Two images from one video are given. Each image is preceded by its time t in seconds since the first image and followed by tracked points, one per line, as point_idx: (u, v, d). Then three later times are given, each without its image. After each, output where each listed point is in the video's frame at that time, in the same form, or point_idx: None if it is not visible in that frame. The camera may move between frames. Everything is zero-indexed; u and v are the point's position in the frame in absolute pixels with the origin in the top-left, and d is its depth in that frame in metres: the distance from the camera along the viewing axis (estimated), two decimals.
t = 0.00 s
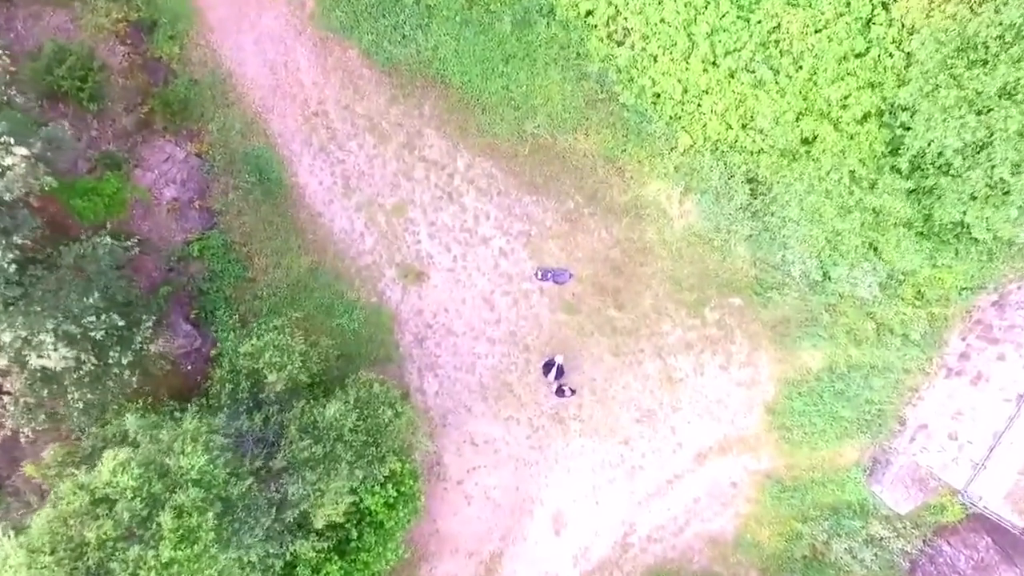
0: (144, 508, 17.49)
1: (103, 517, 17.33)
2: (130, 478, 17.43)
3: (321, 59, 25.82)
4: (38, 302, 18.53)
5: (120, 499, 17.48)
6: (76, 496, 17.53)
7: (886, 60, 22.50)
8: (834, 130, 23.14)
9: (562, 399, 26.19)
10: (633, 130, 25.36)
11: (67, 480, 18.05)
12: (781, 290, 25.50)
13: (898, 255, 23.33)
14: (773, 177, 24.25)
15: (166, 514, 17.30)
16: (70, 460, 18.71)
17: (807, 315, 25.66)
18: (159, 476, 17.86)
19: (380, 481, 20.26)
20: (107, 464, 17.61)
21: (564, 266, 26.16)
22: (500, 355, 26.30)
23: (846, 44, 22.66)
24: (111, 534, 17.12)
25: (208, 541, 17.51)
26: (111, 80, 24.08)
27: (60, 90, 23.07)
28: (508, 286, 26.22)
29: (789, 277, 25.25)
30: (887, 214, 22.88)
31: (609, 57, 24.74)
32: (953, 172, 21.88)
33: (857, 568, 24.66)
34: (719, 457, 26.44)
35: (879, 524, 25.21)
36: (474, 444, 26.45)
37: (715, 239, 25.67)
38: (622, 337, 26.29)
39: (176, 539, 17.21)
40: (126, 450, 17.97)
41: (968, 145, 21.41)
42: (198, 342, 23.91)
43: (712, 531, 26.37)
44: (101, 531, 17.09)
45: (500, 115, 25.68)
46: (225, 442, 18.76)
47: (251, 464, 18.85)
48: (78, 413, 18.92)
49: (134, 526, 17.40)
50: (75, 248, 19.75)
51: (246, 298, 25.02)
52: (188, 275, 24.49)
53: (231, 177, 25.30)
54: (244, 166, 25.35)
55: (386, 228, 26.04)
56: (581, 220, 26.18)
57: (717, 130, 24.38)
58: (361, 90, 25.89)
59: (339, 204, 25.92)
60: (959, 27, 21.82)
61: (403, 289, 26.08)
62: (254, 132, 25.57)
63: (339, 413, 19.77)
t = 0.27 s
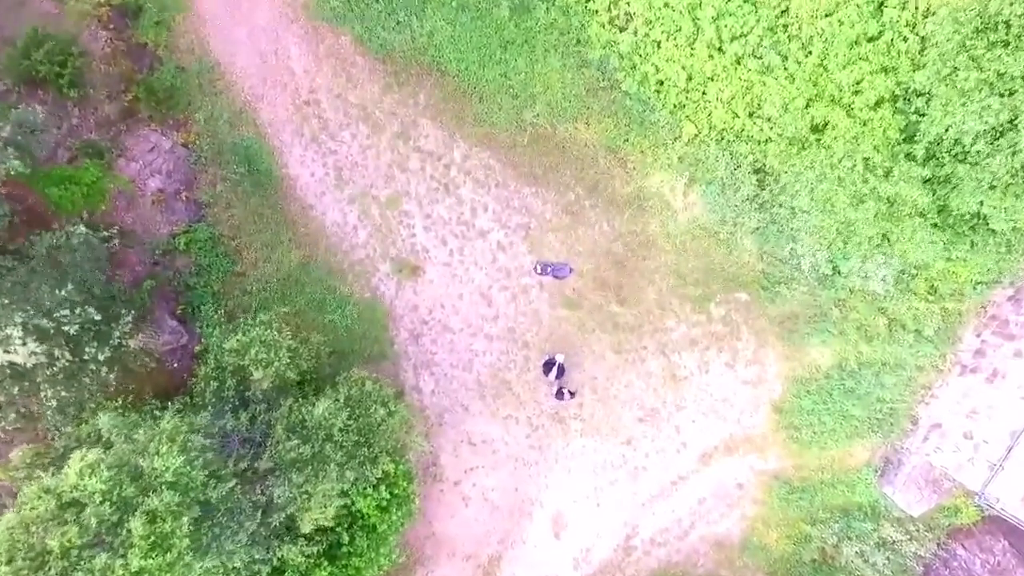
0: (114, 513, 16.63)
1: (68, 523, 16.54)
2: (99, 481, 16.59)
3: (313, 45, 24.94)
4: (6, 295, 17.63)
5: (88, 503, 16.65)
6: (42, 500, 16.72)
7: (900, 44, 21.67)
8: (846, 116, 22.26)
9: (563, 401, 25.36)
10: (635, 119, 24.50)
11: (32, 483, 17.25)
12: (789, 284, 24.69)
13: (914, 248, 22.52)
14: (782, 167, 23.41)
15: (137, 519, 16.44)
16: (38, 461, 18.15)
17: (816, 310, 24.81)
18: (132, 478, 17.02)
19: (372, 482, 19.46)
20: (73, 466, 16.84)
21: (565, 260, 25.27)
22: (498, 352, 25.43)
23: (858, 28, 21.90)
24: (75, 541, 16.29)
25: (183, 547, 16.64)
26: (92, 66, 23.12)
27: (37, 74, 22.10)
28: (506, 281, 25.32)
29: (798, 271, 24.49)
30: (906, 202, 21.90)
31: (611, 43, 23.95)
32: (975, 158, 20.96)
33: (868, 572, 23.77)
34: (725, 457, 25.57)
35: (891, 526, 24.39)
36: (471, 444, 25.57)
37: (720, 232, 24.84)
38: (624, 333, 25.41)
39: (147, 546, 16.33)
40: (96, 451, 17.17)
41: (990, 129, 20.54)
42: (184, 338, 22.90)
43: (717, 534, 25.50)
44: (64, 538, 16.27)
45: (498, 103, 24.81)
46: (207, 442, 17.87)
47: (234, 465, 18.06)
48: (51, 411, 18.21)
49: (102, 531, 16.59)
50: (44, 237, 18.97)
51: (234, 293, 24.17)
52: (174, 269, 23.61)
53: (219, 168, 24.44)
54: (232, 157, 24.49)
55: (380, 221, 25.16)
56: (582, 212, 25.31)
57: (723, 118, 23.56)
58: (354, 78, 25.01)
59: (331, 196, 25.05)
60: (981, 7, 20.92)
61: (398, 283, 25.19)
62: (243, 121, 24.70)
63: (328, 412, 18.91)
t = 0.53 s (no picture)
0: (77, 508, 15.67)
1: (27, 517, 15.63)
2: (62, 474, 15.64)
3: (304, 26, 24.09)
4: None
5: (50, 496, 15.67)
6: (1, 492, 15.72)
7: (915, 20, 20.60)
8: (860, 95, 21.32)
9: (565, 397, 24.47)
10: (638, 102, 23.64)
11: None
12: (798, 273, 23.77)
13: (930, 232, 21.72)
14: (792, 149, 22.51)
15: (102, 515, 15.54)
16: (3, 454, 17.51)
17: (825, 300, 23.89)
18: (100, 471, 16.11)
19: (365, 477, 18.62)
20: (35, 458, 15.82)
21: (565, 249, 24.38)
22: (496, 344, 24.53)
23: (872, 3, 20.75)
24: (33, 537, 15.41)
25: (154, 544, 15.85)
26: (71, 42, 22.47)
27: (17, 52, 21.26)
28: (504, 270, 24.43)
29: (808, 260, 23.56)
30: (925, 180, 21.07)
31: (612, 22, 23.02)
32: (998, 137, 20.21)
33: (881, 572, 22.95)
34: (732, 453, 24.68)
35: (904, 524, 23.50)
36: (468, 439, 24.65)
37: (727, 219, 23.93)
38: (627, 324, 24.51)
39: (113, 544, 15.53)
40: (62, 442, 16.20)
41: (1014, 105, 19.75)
42: (169, 328, 22.12)
43: (723, 532, 24.63)
44: (21, 534, 15.34)
45: (496, 86, 23.98)
46: (186, 435, 17.03)
47: (215, 460, 17.22)
48: (22, 401, 17.39)
49: (65, 529, 15.68)
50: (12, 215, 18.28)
51: (221, 282, 23.29)
52: (160, 257, 22.74)
53: (206, 152, 23.55)
54: (220, 141, 23.62)
55: (374, 208, 24.27)
56: (583, 198, 24.40)
57: (729, 101, 22.67)
58: (347, 60, 24.14)
59: (323, 182, 24.17)
60: None
61: (392, 273, 24.30)
62: (231, 104, 23.86)
63: (316, 403, 17.99)
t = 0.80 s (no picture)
0: (38, 494, 15.19)
1: None
2: (20, 458, 15.14)
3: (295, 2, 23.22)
4: None
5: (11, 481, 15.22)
6: None
7: None
8: (878, 67, 20.52)
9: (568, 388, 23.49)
10: (641, 80, 22.73)
11: None
12: (809, 257, 22.85)
13: (952, 211, 21.04)
14: (803, 126, 21.62)
15: (64, 501, 14.97)
16: None
17: (837, 286, 22.98)
18: (65, 456, 15.60)
19: (356, 468, 17.78)
20: None
21: (566, 233, 23.46)
22: (494, 332, 23.63)
23: None
24: None
25: (118, 535, 15.21)
26: (51, 16, 21.29)
27: None
28: (503, 255, 23.53)
29: (819, 243, 22.70)
30: (945, 154, 20.49)
31: None
32: None
33: (895, 569, 21.98)
34: (739, 445, 23.77)
35: (919, 518, 22.62)
36: (466, 431, 23.74)
37: (734, 202, 23.10)
38: (631, 311, 23.60)
39: (76, 532, 14.97)
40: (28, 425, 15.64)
41: None
42: (152, 314, 21.11)
43: (731, 527, 23.71)
44: None
45: (494, 64, 23.08)
46: (163, 422, 16.49)
47: (196, 448, 16.65)
48: None
49: (24, 518, 15.24)
50: None
51: (209, 267, 22.37)
52: (143, 240, 21.74)
53: (193, 132, 22.63)
54: (208, 121, 22.70)
55: (368, 191, 23.37)
56: (585, 181, 23.50)
57: (737, 78, 21.81)
58: (340, 37, 23.24)
59: (315, 164, 23.27)
60: None
61: (387, 258, 23.41)
62: (219, 82, 22.94)
63: (303, 389, 17.19)
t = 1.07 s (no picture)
0: None
1: None
2: None
3: None
4: None
5: None
6: None
7: None
8: (899, 37, 19.15)
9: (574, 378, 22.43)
10: (646, 58, 21.85)
11: None
12: (821, 242, 21.90)
13: (977, 188, 19.97)
14: (817, 102, 20.52)
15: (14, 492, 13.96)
16: None
17: (851, 273, 22.01)
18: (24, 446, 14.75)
19: (346, 461, 16.97)
20: None
21: (568, 218, 22.49)
22: (493, 321, 22.65)
23: None
24: None
25: (74, 532, 14.28)
26: None
27: None
28: (502, 241, 22.56)
29: (833, 228, 21.71)
30: (970, 127, 19.44)
31: None
32: None
33: (914, 569, 21.08)
34: (749, 439, 22.80)
35: (937, 515, 21.63)
36: (463, 424, 22.77)
37: (743, 184, 22.17)
38: (635, 300, 22.63)
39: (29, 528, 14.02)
40: None
41: None
42: (133, 301, 20.08)
43: (740, 525, 22.74)
44: None
45: (492, 42, 22.14)
46: (138, 410, 15.59)
47: (174, 438, 15.68)
48: None
49: None
50: None
51: (195, 253, 21.41)
52: (125, 225, 20.82)
53: (178, 112, 21.70)
54: (193, 100, 21.75)
55: (361, 174, 22.40)
56: (588, 163, 22.53)
57: (747, 54, 20.72)
58: (331, 13, 22.28)
59: (305, 146, 22.30)
60: None
61: (381, 244, 22.44)
62: (206, 60, 21.99)
63: (288, 376, 16.30)
